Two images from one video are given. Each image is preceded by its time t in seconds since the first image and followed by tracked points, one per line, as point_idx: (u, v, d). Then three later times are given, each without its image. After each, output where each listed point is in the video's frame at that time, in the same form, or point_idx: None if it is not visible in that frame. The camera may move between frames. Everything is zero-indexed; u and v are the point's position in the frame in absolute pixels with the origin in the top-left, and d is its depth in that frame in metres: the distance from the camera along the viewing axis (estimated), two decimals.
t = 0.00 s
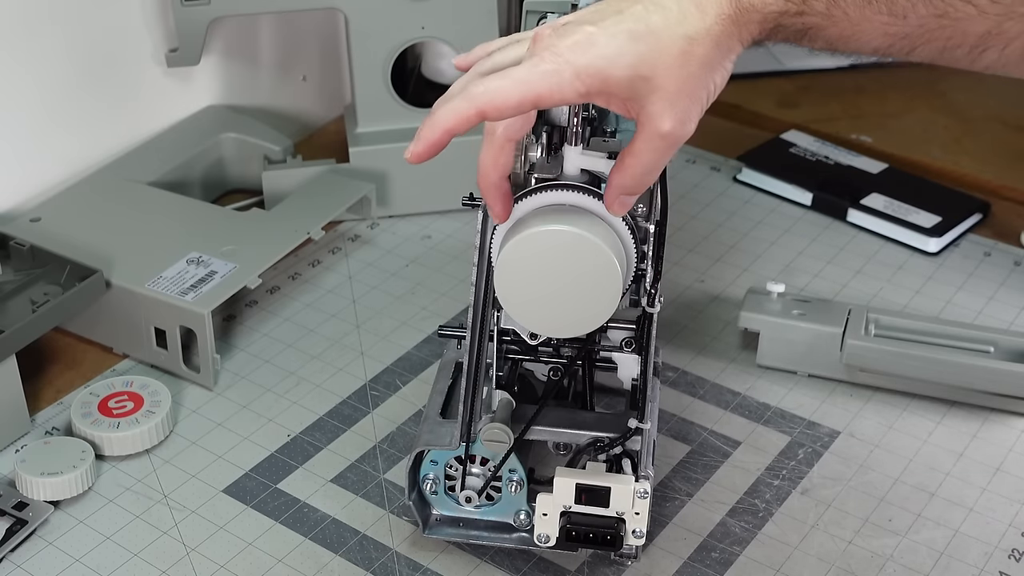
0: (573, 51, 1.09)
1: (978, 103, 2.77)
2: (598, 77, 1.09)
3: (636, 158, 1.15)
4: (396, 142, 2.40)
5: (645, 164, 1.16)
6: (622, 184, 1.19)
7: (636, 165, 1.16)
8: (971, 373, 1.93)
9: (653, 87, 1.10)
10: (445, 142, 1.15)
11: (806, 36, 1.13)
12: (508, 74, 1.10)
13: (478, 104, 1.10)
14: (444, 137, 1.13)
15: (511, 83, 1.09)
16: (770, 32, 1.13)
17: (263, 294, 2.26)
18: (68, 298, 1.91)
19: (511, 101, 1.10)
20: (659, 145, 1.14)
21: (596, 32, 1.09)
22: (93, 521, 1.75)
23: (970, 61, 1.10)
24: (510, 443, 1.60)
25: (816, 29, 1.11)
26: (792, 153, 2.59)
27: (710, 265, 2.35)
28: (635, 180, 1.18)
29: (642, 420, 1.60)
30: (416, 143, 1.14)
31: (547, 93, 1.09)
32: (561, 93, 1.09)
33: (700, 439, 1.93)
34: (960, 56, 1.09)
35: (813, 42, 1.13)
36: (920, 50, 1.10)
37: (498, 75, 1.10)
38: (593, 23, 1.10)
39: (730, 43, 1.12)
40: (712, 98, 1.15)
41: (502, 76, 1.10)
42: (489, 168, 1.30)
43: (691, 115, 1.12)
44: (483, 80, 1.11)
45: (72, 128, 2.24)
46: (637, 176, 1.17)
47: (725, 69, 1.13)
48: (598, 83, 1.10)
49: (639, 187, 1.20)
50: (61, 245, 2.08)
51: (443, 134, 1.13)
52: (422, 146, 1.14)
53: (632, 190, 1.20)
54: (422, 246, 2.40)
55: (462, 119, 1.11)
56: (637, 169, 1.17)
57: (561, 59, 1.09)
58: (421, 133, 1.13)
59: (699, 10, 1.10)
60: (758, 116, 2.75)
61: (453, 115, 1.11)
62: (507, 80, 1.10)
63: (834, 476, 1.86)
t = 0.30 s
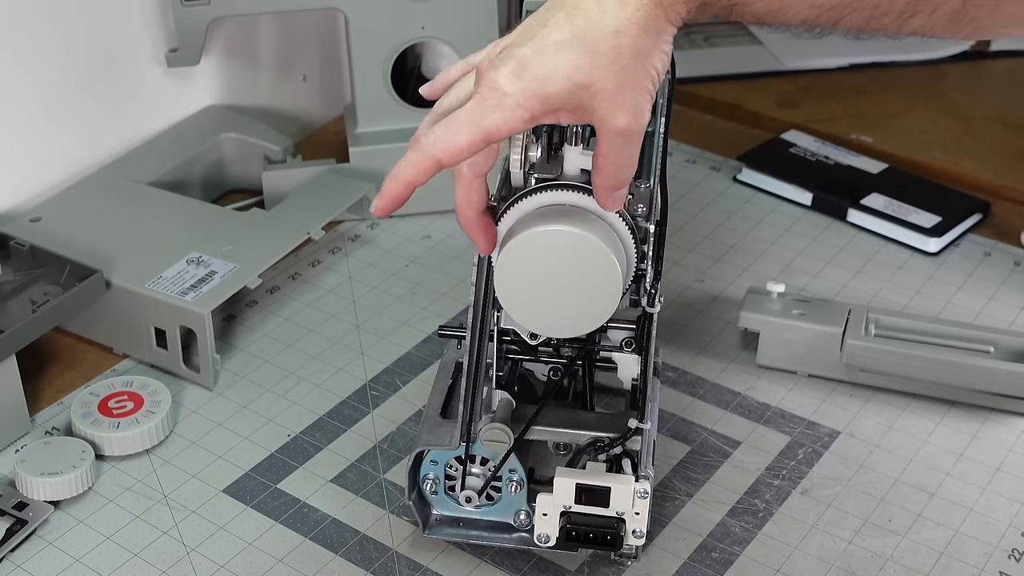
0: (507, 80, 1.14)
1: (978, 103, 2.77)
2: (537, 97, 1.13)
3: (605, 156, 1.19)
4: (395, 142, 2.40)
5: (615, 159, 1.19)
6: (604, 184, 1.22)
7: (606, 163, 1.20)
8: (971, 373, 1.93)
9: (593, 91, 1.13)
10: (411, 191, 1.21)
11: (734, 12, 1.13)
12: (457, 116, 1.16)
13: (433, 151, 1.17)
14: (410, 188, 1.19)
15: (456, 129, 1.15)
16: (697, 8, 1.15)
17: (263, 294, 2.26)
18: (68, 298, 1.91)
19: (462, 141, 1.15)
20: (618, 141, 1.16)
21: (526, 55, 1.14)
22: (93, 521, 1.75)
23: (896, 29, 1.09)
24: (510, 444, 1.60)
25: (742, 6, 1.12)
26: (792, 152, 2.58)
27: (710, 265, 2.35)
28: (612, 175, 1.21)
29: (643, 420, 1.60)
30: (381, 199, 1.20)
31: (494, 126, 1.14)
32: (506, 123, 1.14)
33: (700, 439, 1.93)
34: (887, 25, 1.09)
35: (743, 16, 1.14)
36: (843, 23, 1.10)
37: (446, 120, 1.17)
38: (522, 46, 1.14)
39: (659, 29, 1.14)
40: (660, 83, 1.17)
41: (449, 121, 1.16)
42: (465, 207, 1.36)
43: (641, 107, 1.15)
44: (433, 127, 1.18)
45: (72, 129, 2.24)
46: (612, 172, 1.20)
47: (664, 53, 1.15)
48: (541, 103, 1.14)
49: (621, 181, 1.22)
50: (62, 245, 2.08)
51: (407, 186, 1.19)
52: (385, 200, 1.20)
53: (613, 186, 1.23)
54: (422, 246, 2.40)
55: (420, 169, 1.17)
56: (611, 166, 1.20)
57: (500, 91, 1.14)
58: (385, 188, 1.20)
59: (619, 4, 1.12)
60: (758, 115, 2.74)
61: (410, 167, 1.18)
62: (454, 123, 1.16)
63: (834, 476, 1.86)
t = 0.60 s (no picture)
0: (483, 121, 1.18)
1: (978, 103, 2.77)
2: (513, 132, 1.17)
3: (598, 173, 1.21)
4: (396, 142, 2.40)
5: (610, 174, 1.20)
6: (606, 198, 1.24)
7: (601, 179, 1.21)
8: (971, 373, 1.93)
9: (565, 114, 1.16)
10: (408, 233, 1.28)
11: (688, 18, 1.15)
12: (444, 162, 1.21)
13: (425, 198, 1.22)
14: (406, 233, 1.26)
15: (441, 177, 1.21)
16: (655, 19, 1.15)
17: (263, 294, 2.26)
18: (68, 298, 1.91)
19: (450, 185, 1.21)
20: (604, 156, 1.18)
21: (496, 93, 1.18)
22: (93, 521, 1.75)
23: (851, 22, 1.12)
24: (511, 444, 1.60)
25: (695, 12, 1.13)
26: (792, 152, 2.59)
27: (710, 265, 2.35)
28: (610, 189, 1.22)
29: (643, 420, 1.60)
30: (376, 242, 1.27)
31: (479, 168, 1.19)
32: (489, 163, 1.19)
33: (700, 439, 1.93)
34: (842, 20, 1.11)
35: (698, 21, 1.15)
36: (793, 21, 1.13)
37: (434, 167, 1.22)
38: (491, 86, 1.19)
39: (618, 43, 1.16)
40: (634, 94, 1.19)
41: (436, 169, 1.22)
42: (462, 245, 1.43)
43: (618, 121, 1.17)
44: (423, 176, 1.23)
45: (72, 129, 2.24)
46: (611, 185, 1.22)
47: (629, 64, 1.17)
48: (521, 137, 1.17)
49: (623, 192, 1.23)
50: (62, 245, 2.08)
51: (403, 232, 1.26)
52: (378, 242, 1.27)
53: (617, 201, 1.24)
54: (422, 246, 2.40)
55: (414, 218, 1.24)
56: (608, 180, 1.21)
57: (479, 132, 1.19)
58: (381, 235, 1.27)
59: (573, 27, 1.15)
60: (758, 115, 2.74)
61: (403, 216, 1.24)
62: (441, 170, 1.21)
63: (834, 476, 1.86)
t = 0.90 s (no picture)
0: (537, 60, 1.10)
1: (978, 103, 2.77)
2: (565, 83, 1.10)
3: (617, 147, 1.17)
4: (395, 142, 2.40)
5: (629, 153, 1.17)
6: (614, 178, 1.21)
7: (618, 155, 1.17)
8: (971, 373, 1.93)
9: (619, 83, 1.10)
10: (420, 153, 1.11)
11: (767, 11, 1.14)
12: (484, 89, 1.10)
13: (454, 120, 1.09)
14: (418, 153, 1.10)
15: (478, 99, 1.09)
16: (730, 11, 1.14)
17: (263, 294, 2.26)
18: (68, 298, 1.91)
19: (484, 114, 1.09)
20: (634, 137, 1.14)
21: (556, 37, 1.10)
22: (93, 521, 1.75)
23: (930, 29, 1.15)
24: (511, 444, 1.60)
25: (779, 4, 1.12)
26: (791, 152, 2.59)
27: (710, 265, 2.35)
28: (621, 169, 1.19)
29: (642, 420, 1.61)
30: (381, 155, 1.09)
31: (518, 104, 1.09)
32: (529, 106, 1.10)
33: (700, 439, 1.93)
34: (922, 26, 1.15)
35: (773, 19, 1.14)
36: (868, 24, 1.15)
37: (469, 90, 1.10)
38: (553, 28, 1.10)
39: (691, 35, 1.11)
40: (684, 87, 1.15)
41: (471, 92, 1.10)
42: (478, 182, 1.34)
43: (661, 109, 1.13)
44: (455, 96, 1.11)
45: (71, 128, 2.24)
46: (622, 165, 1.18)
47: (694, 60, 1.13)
48: (566, 88, 1.10)
49: (630, 177, 1.21)
50: (61, 245, 2.08)
51: (418, 150, 1.10)
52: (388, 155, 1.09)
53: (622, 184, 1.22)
54: (422, 246, 2.40)
55: (435, 137, 1.09)
56: (623, 159, 1.18)
57: (529, 69, 1.09)
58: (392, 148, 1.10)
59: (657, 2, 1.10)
60: (758, 115, 2.74)
61: (427, 132, 1.09)
62: (478, 94, 1.09)
63: (834, 476, 1.86)
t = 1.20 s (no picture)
0: (629, 43, 1.13)
1: (978, 103, 2.77)
2: (644, 73, 1.13)
3: (653, 150, 1.22)
4: (395, 142, 2.40)
5: (660, 160, 1.22)
6: (634, 177, 1.26)
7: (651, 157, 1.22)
8: (971, 373, 1.93)
9: (691, 93, 1.14)
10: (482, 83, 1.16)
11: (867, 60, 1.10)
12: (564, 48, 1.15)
13: (526, 63, 1.14)
14: (481, 83, 1.15)
15: (560, 54, 1.14)
16: (827, 56, 1.11)
17: (263, 294, 2.26)
18: (68, 298, 1.91)
19: (553, 70, 1.14)
20: (675, 147, 1.20)
21: (655, 29, 1.12)
22: (93, 521, 1.75)
23: None
24: (511, 444, 1.60)
25: (876, 52, 1.08)
26: (792, 153, 2.59)
27: (709, 265, 2.35)
28: (646, 172, 1.24)
29: (642, 420, 1.60)
30: (447, 73, 1.15)
31: (591, 73, 1.14)
32: (602, 79, 1.14)
33: (700, 439, 1.93)
34: None
35: (874, 66, 1.10)
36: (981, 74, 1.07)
37: (547, 43, 1.15)
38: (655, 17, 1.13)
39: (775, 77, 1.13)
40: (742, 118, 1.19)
41: (552, 46, 1.14)
42: (527, 139, 1.35)
43: (711, 133, 1.18)
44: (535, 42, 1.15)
45: (72, 128, 2.24)
46: (649, 168, 1.24)
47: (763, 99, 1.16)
48: (642, 77, 1.14)
49: (650, 181, 1.26)
50: (61, 245, 2.08)
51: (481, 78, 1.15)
52: (451, 74, 1.15)
53: (638, 186, 1.27)
54: (422, 246, 2.40)
55: (504, 72, 1.14)
56: (652, 161, 1.23)
57: (615, 45, 1.14)
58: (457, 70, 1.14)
59: (758, 35, 1.11)
60: (758, 116, 2.74)
61: (498, 66, 1.14)
62: (559, 50, 1.14)
63: (834, 476, 1.86)
